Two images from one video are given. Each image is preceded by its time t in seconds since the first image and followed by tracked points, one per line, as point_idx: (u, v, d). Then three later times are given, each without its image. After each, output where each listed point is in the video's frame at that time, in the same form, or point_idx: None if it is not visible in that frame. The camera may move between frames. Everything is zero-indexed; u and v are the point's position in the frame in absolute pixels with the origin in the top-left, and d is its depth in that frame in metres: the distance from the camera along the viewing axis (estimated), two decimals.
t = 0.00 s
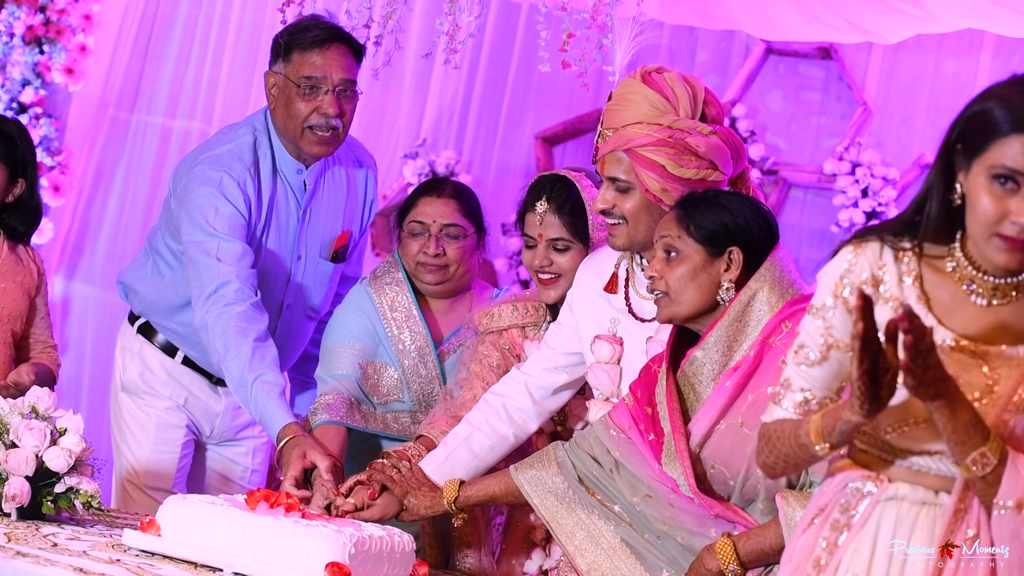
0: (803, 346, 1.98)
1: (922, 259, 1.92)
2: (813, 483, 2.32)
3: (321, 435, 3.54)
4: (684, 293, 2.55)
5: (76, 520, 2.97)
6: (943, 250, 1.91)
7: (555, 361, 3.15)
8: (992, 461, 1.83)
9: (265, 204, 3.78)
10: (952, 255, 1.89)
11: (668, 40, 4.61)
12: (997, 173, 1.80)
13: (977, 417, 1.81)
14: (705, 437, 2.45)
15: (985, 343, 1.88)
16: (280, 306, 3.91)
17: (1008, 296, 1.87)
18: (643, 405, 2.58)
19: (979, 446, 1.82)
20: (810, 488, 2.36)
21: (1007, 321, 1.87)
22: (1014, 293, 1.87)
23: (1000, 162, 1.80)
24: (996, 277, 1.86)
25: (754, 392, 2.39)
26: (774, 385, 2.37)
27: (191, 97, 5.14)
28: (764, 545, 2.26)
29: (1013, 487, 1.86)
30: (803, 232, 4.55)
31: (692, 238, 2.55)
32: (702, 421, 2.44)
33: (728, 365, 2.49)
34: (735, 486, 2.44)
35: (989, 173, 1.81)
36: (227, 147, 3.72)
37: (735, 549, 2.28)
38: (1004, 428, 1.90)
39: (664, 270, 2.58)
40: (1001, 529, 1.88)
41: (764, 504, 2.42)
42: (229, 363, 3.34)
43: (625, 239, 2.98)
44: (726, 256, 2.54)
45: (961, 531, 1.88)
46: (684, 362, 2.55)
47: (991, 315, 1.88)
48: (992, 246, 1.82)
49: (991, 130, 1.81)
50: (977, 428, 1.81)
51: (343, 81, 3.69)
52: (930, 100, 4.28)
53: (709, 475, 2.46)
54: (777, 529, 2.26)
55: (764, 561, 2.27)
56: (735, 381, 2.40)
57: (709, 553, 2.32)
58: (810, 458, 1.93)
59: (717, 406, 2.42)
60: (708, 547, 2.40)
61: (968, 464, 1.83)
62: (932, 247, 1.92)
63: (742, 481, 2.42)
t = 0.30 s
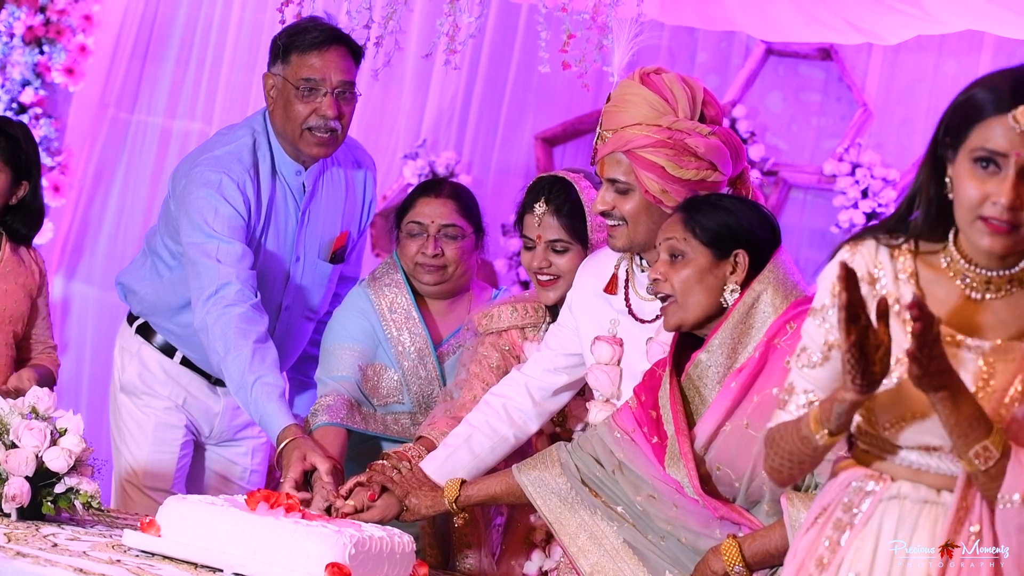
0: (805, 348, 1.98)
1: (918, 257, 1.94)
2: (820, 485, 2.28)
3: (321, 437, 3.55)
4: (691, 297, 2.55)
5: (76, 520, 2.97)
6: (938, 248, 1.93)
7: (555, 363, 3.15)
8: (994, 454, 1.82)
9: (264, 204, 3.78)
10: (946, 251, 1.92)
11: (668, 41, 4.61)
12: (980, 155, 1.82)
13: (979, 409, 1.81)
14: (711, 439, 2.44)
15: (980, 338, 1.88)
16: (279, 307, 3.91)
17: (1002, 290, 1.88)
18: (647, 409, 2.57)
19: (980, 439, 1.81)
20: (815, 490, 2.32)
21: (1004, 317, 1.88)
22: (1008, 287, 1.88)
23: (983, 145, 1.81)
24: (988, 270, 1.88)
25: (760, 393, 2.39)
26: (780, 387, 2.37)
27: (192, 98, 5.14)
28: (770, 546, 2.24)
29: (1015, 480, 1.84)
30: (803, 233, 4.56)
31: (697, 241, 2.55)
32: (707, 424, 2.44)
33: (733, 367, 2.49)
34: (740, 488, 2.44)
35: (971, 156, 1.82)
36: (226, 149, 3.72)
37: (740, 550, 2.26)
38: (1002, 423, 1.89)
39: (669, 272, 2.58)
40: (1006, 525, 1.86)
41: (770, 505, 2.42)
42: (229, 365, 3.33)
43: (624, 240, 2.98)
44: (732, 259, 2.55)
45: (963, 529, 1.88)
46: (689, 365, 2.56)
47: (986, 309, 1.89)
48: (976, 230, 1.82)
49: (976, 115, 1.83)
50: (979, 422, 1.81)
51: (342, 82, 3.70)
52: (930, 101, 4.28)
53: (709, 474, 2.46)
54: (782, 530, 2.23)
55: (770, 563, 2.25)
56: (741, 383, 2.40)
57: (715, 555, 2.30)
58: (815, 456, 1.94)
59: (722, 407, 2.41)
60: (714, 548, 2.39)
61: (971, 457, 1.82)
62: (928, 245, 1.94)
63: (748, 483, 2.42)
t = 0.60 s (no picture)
0: (808, 354, 2.01)
1: (914, 257, 1.97)
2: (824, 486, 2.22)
3: (322, 438, 3.55)
4: (705, 299, 2.55)
5: (77, 520, 2.97)
6: (930, 245, 1.96)
7: (556, 364, 3.15)
8: (992, 445, 1.81)
9: (264, 205, 3.77)
10: (940, 248, 1.95)
11: (669, 43, 4.60)
12: (966, 141, 1.85)
13: (977, 403, 1.80)
14: (716, 443, 2.43)
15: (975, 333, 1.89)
16: (278, 308, 3.91)
17: (997, 283, 1.90)
18: (652, 412, 2.57)
19: (977, 430, 1.81)
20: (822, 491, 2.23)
21: (999, 312, 1.90)
22: (1003, 282, 1.90)
23: (968, 131, 1.85)
24: (982, 264, 1.90)
25: (766, 395, 2.37)
26: (787, 389, 2.35)
27: (192, 99, 5.14)
28: (777, 548, 2.22)
29: (1013, 472, 1.83)
30: (803, 234, 4.55)
31: (714, 243, 2.55)
32: (713, 428, 2.42)
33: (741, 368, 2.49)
34: (747, 490, 2.41)
35: (958, 142, 1.86)
36: (226, 150, 3.72)
37: (747, 552, 2.24)
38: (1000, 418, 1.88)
39: (683, 273, 2.57)
40: (1005, 517, 1.84)
41: (777, 507, 2.38)
42: (229, 366, 3.33)
43: (625, 241, 2.97)
44: (747, 263, 2.57)
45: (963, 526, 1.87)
46: (695, 369, 2.56)
47: (980, 302, 1.91)
48: (964, 218, 1.85)
49: (961, 103, 1.87)
50: (975, 413, 1.80)
51: (342, 84, 3.69)
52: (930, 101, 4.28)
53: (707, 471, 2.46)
54: (790, 531, 2.21)
55: (777, 565, 2.23)
56: (746, 386, 2.38)
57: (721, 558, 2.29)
58: (823, 451, 1.94)
59: (728, 411, 2.40)
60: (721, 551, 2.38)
61: (969, 448, 1.82)
62: (924, 244, 1.96)
63: (754, 486, 2.39)
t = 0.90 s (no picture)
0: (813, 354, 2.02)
1: (913, 257, 1.97)
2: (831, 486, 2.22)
3: (323, 440, 3.54)
4: (721, 300, 2.57)
5: (78, 520, 2.96)
6: (929, 244, 1.97)
7: (556, 365, 3.14)
8: (991, 442, 1.80)
9: (265, 207, 3.77)
10: (938, 247, 1.95)
11: (670, 44, 4.60)
12: (958, 134, 1.86)
13: (978, 398, 1.79)
14: (720, 442, 2.43)
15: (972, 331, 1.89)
16: (278, 308, 3.90)
17: (993, 278, 1.90)
18: (656, 414, 2.54)
19: (977, 427, 1.79)
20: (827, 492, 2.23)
21: (997, 307, 1.89)
22: (999, 277, 1.90)
23: (960, 125, 1.86)
24: (977, 260, 1.91)
25: (771, 395, 2.37)
26: (792, 389, 2.36)
27: (193, 98, 5.13)
28: (782, 550, 2.22)
29: (1013, 468, 1.80)
30: (805, 234, 4.55)
31: (732, 245, 2.58)
32: (716, 428, 2.42)
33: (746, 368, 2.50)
34: (751, 490, 2.42)
35: (950, 136, 1.87)
36: (226, 151, 3.72)
37: (753, 555, 2.24)
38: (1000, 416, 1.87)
39: (700, 274, 2.59)
40: (1006, 512, 1.82)
41: (781, 508, 2.40)
42: (231, 368, 3.33)
43: (629, 240, 2.97)
44: (764, 267, 2.61)
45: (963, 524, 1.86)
46: (701, 369, 2.57)
47: (977, 299, 1.91)
48: (956, 211, 1.84)
49: (954, 97, 1.88)
50: (974, 410, 1.78)
51: (342, 84, 3.69)
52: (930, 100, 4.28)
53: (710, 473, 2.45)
54: (795, 533, 2.21)
55: (783, 567, 2.23)
56: (750, 384, 2.39)
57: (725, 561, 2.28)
58: (832, 442, 1.96)
59: (732, 411, 2.40)
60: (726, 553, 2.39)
61: (968, 444, 1.80)
62: (923, 243, 1.97)
63: (758, 486, 2.40)
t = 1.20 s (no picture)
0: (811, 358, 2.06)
1: (914, 257, 1.98)
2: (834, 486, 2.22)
3: (324, 442, 3.54)
4: (746, 297, 2.55)
5: (78, 520, 2.96)
6: (929, 245, 1.97)
7: (556, 366, 3.13)
8: (992, 441, 1.79)
9: (265, 207, 3.77)
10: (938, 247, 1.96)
11: (670, 44, 4.60)
12: (953, 134, 1.86)
13: (979, 396, 1.78)
14: (722, 438, 2.43)
15: (969, 328, 1.89)
16: (278, 308, 3.90)
17: (993, 277, 1.90)
18: (655, 415, 2.53)
19: (977, 425, 1.78)
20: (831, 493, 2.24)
21: (996, 306, 1.89)
22: (999, 275, 1.90)
23: (954, 125, 1.86)
24: (976, 258, 1.91)
25: (775, 393, 2.38)
26: (796, 387, 2.36)
27: (194, 98, 5.13)
28: (784, 548, 2.22)
29: (1015, 467, 1.80)
30: (805, 234, 4.55)
31: (756, 242, 2.57)
32: (719, 423, 2.42)
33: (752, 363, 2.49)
34: (753, 488, 2.42)
35: (945, 136, 1.87)
36: (227, 151, 3.72)
37: (754, 553, 2.23)
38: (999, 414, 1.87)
39: (726, 270, 2.56)
40: (1006, 509, 1.82)
41: (784, 506, 2.40)
42: (232, 368, 3.33)
43: (643, 237, 2.94)
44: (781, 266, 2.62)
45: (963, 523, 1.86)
46: (707, 366, 2.56)
47: (975, 298, 1.91)
48: (952, 209, 1.84)
49: (951, 95, 1.88)
50: (975, 409, 1.78)
51: (343, 84, 3.69)
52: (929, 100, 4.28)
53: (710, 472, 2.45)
54: (797, 531, 2.22)
55: (784, 565, 2.23)
56: (753, 379, 2.39)
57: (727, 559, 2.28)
58: (829, 447, 1.97)
59: (735, 406, 2.40)
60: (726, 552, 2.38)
61: (969, 443, 1.80)
62: (923, 243, 1.98)
63: (761, 483, 2.40)
